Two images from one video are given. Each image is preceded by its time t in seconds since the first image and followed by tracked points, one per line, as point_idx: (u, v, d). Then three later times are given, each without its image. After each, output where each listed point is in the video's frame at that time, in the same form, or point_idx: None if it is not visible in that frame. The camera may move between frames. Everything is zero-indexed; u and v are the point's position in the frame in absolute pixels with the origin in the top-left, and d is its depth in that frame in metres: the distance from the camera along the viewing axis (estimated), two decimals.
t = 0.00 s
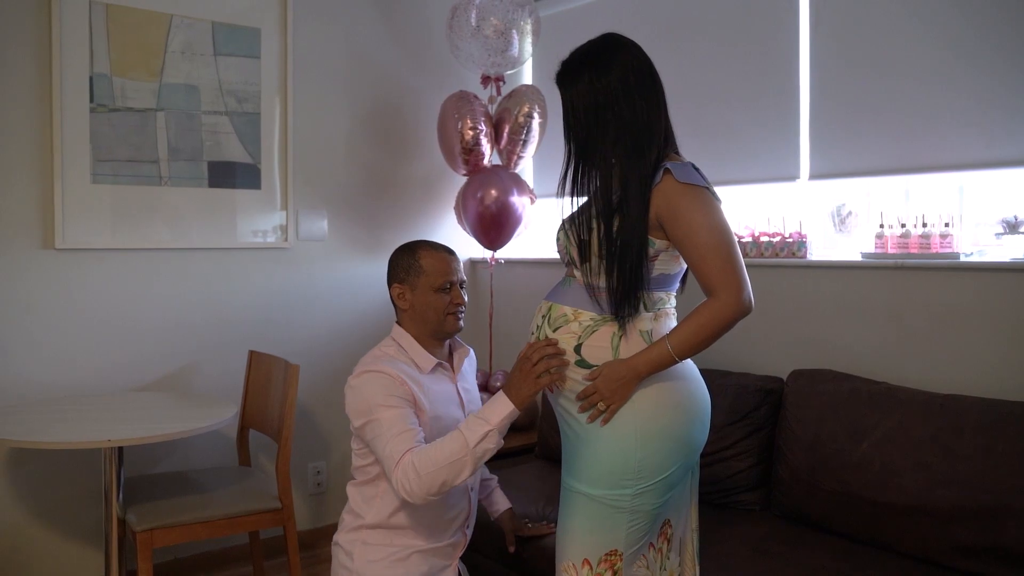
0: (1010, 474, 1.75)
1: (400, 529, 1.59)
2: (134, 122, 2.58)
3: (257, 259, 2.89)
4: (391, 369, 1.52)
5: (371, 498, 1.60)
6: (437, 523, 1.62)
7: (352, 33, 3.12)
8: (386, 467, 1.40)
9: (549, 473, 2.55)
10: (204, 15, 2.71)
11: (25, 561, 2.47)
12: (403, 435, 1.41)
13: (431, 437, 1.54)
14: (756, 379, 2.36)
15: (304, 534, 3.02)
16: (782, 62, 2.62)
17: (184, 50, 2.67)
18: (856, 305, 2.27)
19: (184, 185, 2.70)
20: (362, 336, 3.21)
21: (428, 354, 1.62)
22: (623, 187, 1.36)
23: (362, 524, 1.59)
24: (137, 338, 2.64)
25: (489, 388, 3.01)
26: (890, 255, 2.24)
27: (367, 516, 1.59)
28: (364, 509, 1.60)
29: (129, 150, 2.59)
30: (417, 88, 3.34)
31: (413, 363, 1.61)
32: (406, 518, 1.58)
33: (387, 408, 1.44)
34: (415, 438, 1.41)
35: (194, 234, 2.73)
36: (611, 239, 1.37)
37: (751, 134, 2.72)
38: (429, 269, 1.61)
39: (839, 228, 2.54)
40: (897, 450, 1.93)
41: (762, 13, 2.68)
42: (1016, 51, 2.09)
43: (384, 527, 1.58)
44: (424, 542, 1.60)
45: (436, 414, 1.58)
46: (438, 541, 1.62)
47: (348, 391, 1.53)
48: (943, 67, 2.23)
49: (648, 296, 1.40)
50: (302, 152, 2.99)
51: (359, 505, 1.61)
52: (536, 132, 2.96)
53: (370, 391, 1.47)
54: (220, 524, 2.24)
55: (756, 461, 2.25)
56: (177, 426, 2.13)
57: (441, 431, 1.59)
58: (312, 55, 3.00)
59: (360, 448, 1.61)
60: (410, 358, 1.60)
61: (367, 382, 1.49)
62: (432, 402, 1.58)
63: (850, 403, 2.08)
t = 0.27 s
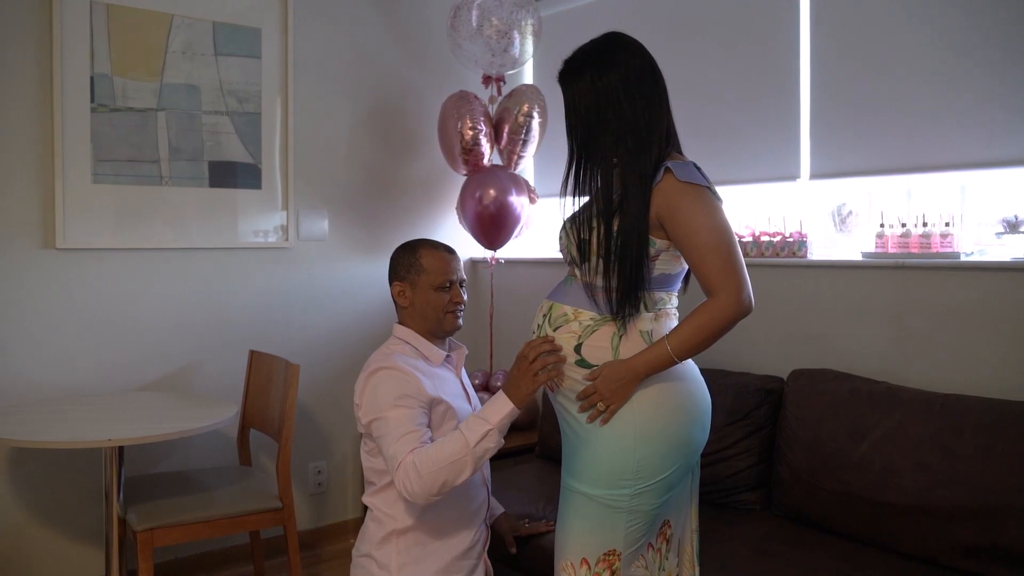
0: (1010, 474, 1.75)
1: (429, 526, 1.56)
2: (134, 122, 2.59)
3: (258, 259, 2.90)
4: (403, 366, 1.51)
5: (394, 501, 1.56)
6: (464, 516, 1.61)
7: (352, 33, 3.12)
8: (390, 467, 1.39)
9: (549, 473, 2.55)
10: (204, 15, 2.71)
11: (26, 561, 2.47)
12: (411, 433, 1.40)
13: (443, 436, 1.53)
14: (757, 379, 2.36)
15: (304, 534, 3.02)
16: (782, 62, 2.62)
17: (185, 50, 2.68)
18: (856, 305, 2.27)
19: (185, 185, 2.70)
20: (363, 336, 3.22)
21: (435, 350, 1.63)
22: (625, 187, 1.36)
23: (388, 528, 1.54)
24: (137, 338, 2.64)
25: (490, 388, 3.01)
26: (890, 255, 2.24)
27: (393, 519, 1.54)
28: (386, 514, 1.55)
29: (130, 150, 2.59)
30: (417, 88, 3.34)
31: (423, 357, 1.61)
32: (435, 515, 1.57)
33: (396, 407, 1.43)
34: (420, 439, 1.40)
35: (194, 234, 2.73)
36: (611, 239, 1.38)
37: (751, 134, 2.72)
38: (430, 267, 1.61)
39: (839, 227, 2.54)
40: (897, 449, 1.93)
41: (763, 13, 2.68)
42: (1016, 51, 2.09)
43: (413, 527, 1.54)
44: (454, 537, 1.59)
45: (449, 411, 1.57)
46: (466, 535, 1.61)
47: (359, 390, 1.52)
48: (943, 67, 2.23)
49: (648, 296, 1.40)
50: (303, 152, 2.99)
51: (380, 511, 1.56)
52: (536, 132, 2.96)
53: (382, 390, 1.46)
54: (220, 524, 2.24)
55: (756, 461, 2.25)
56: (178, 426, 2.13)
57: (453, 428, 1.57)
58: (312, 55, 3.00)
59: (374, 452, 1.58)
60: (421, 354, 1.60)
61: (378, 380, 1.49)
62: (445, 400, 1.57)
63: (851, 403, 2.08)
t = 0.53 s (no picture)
0: (1007, 474, 1.75)
1: (436, 538, 1.50)
2: (134, 122, 2.59)
3: (257, 259, 2.90)
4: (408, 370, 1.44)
5: (397, 515, 1.48)
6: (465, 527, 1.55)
7: (352, 34, 3.13)
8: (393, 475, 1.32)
9: (548, 473, 2.55)
10: (203, 16, 2.72)
11: (25, 561, 2.47)
12: (416, 440, 1.33)
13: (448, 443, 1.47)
14: (755, 379, 2.36)
15: (303, 534, 3.02)
16: (781, 62, 2.62)
17: (184, 51, 2.68)
18: (855, 305, 2.27)
19: (184, 186, 2.71)
20: (363, 336, 3.22)
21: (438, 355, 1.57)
22: (626, 185, 1.36)
23: (391, 544, 1.47)
24: (136, 338, 2.65)
25: (489, 388, 3.02)
26: (889, 254, 2.25)
27: (397, 534, 1.47)
28: (389, 528, 1.48)
29: (129, 151, 2.59)
30: (417, 88, 3.35)
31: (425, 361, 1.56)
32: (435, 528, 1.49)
33: (402, 412, 1.36)
34: (425, 447, 1.34)
35: (193, 234, 2.74)
36: (610, 239, 1.38)
37: (750, 134, 2.72)
38: (429, 270, 1.55)
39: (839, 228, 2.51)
40: (895, 449, 1.94)
41: (761, 13, 2.68)
42: (1014, 52, 2.10)
43: (419, 540, 1.48)
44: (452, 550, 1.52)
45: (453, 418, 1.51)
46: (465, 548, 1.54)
47: (363, 393, 1.44)
48: (942, 67, 2.24)
49: (648, 295, 1.40)
50: (303, 152, 2.99)
51: (383, 525, 1.48)
52: (534, 131, 2.97)
53: (388, 394, 1.39)
54: (219, 523, 2.24)
55: (754, 462, 2.26)
56: (177, 425, 2.13)
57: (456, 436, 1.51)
58: (311, 55, 3.01)
59: (375, 462, 1.50)
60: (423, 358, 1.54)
61: (384, 384, 1.41)
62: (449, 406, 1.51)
63: (849, 403, 2.08)
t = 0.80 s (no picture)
0: (1006, 474, 1.75)
1: (426, 555, 1.44)
2: (134, 122, 2.59)
3: (257, 259, 2.90)
4: (402, 382, 1.40)
5: (387, 530, 1.43)
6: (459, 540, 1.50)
7: (351, 34, 3.13)
8: (399, 493, 1.28)
9: (547, 473, 2.55)
10: (203, 16, 2.72)
11: (25, 561, 2.47)
12: (419, 453, 1.30)
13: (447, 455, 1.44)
14: (755, 379, 2.36)
15: (303, 533, 3.02)
16: (780, 62, 2.62)
17: (184, 51, 2.68)
18: (855, 306, 2.27)
19: (184, 186, 2.71)
20: (362, 336, 3.22)
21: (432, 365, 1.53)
22: (630, 186, 1.36)
23: (381, 561, 1.41)
24: (136, 338, 2.65)
25: (489, 388, 3.02)
26: (889, 255, 2.25)
27: (387, 551, 1.42)
28: (379, 544, 1.43)
29: (129, 151, 2.60)
30: (417, 88, 3.35)
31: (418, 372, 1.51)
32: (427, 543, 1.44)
33: (404, 426, 1.33)
34: (429, 459, 1.31)
35: (193, 234, 2.74)
36: (615, 240, 1.38)
37: (749, 134, 2.72)
38: (425, 278, 1.49)
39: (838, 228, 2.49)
40: (893, 450, 1.93)
41: (761, 13, 2.68)
42: (1013, 52, 2.09)
43: (410, 558, 1.43)
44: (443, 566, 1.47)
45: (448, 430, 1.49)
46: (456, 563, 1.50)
47: (356, 409, 1.39)
48: (942, 67, 2.23)
49: (651, 296, 1.41)
50: (302, 152, 2.99)
51: (373, 541, 1.43)
52: (532, 131, 2.97)
53: (386, 408, 1.35)
54: (218, 524, 2.24)
55: (754, 462, 2.25)
56: (175, 425, 2.13)
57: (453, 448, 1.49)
58: (311, 56, 3.01)
59: (366, 476, 1.43)
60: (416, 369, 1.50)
61: (381, 398, 1.36)
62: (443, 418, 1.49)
63: (848, 403, 2.08)
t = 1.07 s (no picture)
0: (1008, 475, 1.75)
1: (422, 565, 1.40)
2: (134, 122, 2.59)
3: (257, 259, 2.90)
4: (404, 390, 1.35)
5: (383, 539, 1.38)
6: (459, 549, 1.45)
7: (352, 34, 3.12)
8: (416, 507, 1.24)
9: (548, 474, 2.54)
10: (203, 16, 2.72)
11: (25, 561, 2.47)
12: (432, 463, 1.26)
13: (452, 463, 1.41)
14: (756, 380, 2.36)
15: (303, 533, 3.02)
16: (781, 62, 2.62)
17: (184, 51, 2.68)
18: (856, 306, 2.27)
19: (185, 186, 2.71)
20: (363, 335, 3.22)
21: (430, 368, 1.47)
22: (637, 187, 1.36)
23: (376, 569, 1.37)
24: (136, 338, 2.64)
25: (490, 388, 3.01)
26: (890, 255, 2.24)
27: (383, 559, 1.38)
28: (375, 551, 1.39)
29: (130, 151, 2.59)
30: (418, 88, 3.35)
31: (416, 377, 1.46)
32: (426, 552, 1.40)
33: (415, 437, 1.29)
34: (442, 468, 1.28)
35: (193, 234, 2.74)
36: (622, 240, 1.38)
37: (750, 134, 2.72)
38: (421, 275, 1.44)
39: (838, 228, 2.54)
40: (894, 450, 1.93)
41: (762, 13, 2.67)
42: (1014, 52, 2.09)
43: (405, 567, 1.38)
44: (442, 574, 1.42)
45: (451, 436, 1.46)
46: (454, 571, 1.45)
47: (359, 420, 1.32)
48: (943, 67, 2.23)
49: (657, 297, 1.41)
50: (303, 152, 2.99)
51: (369, 548, 1.39)
52: (531, 130, 2.96)
53: (394, 418, 1.30)
54: (218, 524, 2.24)
55: (755, 462, 2.25)
56: (175, 425, 2.13)
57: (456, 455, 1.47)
58: (312, 55, 3.00)
59: (366, 485, 1.38)
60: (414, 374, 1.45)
61: (388, 408, 1.31)
62: (446, 423, 1.45)
63: (849, 403, 2.08)
